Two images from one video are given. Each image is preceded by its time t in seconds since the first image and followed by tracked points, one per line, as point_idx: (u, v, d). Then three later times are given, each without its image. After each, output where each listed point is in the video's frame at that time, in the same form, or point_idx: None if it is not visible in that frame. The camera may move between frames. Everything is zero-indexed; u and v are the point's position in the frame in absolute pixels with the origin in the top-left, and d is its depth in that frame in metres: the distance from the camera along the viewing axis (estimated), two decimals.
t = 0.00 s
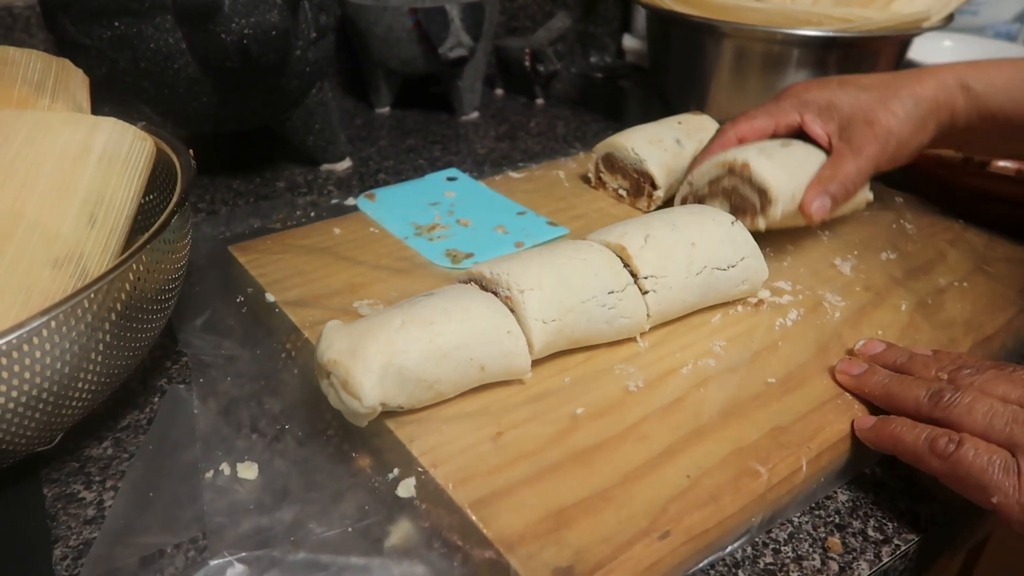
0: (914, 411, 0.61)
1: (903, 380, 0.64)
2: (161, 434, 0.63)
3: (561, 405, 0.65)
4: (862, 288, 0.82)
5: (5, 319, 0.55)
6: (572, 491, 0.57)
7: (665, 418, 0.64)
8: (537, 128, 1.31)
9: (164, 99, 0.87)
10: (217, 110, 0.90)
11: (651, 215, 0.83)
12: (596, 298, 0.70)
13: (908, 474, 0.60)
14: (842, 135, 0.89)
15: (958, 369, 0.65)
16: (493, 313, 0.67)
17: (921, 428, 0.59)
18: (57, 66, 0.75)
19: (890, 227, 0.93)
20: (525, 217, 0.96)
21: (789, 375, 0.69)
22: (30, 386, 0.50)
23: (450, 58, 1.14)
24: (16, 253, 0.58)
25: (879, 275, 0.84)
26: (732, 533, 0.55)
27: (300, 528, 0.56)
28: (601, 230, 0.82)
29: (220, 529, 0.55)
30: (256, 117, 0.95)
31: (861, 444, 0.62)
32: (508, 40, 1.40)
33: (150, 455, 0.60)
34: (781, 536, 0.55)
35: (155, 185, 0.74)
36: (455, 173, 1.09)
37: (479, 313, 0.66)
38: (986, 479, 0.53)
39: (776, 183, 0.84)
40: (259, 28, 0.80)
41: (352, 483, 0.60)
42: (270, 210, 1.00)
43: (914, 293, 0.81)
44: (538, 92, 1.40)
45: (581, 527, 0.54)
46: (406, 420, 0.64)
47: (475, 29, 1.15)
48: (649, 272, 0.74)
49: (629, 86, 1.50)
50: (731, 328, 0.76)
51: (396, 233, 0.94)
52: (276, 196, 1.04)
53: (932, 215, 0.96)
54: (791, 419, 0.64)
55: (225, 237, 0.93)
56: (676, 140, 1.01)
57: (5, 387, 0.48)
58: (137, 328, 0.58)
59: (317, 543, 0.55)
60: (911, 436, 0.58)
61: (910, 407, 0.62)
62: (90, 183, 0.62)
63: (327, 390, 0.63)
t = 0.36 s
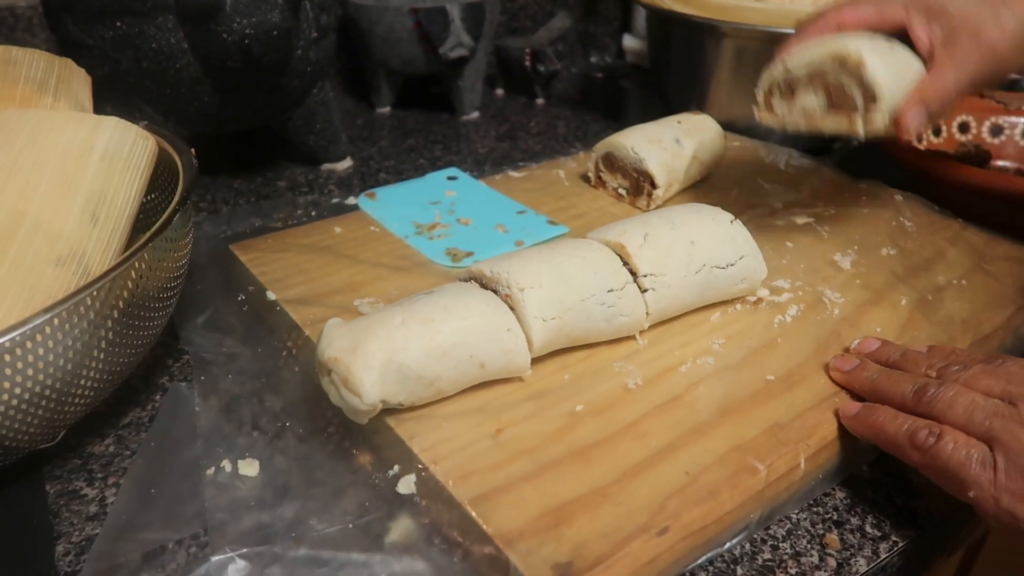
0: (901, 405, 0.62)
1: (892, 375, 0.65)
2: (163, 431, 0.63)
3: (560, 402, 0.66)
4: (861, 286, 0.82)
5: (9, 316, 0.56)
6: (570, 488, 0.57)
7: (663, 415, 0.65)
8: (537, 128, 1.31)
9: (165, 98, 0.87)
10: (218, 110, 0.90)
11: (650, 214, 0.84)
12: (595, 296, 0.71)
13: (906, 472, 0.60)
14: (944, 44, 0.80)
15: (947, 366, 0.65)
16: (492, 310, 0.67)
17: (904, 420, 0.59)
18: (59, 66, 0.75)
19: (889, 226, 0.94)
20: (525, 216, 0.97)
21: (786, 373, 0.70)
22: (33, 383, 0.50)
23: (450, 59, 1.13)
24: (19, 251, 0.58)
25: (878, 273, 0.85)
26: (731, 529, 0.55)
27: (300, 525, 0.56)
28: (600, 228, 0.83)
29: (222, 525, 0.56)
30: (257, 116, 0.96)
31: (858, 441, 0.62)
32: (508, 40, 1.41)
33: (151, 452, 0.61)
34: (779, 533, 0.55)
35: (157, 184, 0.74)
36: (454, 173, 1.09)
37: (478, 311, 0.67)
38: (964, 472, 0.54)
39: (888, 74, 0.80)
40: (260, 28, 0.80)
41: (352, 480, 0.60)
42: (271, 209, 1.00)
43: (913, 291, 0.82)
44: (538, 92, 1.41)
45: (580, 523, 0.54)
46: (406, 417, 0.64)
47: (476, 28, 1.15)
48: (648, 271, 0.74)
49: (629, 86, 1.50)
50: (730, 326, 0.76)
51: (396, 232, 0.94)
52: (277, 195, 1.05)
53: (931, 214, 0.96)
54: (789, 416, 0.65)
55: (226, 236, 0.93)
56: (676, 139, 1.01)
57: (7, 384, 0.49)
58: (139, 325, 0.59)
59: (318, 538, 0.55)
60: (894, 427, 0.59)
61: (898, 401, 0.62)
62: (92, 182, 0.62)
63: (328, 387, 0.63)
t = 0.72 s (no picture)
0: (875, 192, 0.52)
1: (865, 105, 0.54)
2: (160, 429, 0.63)
3: (557, 400, 0.66)
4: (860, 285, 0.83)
5: (7, 315, 0.56)
6: (567, 486, 0.57)
7: (660, 413, 0.65)
8: (536, 128, 1.31)
9: (164, 97, 0.87)
10: (217, 109, 0.90)
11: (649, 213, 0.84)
12: (593, 295, 0.71)
13: (903, 470, 0.60)
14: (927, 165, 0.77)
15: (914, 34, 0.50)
16: (489, 309, 0.67)
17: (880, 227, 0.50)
18: (58, 65, 0.75)
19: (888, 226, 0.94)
20: (523, 216, 0.97)
21: (784, 372, 0.70)
22: (30, 381, 0.50)
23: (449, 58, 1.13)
24: (17, 250, 0.58)
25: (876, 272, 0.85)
26: (728, 528, 0.55)
27: (297, 523, 0.56)
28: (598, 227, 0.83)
29: (220, 523, 0.56)
30: (256, 116, 0.96)
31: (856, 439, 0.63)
32: (508, 40, 1.41)
33: (149, 450, 0.61)
34: (777, 531, 0.55)
35: (156, 184, 0.75)
36: (452, 172, 1.09)
37: (475, 309, 0.67)
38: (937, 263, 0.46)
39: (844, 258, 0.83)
40: (259, 27, 0.80)
41: (350, 478, 0.60)
42: (270, 208, 1.00)
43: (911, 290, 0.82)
44: (537, 92, 1.41)
45: (578, 521, 0.54)
46: (404, 415, 0.64)
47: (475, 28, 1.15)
48: (646, 269, 0.74)
49: (628, 85, 1.50)
50: (728, 325, 0.76)
51: (395, 231, 0.94)
52: (276, 194, 1.05)
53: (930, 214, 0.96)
54: (788, 414, 0.65)
55: (225, 235, 0.93)
56: (674, 139, 1.01)
57: (5, 383, 0.49)
58: (137, 323, 0.59)
59: (315, 536, 0.55)
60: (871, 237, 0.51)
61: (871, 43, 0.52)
62: (90, 181, 0.62)
63: (325, 385, 0.63)
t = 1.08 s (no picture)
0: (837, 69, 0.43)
1: None
2: (155, 430, 0.63)
3: (552, 400, 0.66)
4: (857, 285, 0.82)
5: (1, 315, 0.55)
6: (562, 487, 0.57)
7: (656, 414, 0.64)
8: (534, 128, 1.31)
9: (161, 97, 0.87)
10: (213, 108, 0.90)
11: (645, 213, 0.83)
12: (588, 295, 0.70)
13: (899, 471, 0.60)
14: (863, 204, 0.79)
15: None
16: (484, 309, 0.67)
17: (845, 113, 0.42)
18: (54, 65, 0.75)
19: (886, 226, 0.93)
20: (520, 216, 0.96)
21: (781, 372, 0.70)
22: (24, 381, 0.50)
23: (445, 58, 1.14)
24: (10, 250, 0.58)
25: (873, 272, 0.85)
26: (724, 529, 0.55)
27: (291, 524, 0.56)
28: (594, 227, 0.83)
29: (214, 524, 0.55)
30: (252, 116, 0.95)
31: (852, 440, 0.62)
32: (506, 40, 1.41)
33: (144, 450, 0.60)
34: (773, 531, 0.55)
35: (151, 184, 0.74)
36: (449, 172, 1.08)
37: (470, 309, 0.66)
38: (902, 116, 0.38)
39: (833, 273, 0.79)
40: (255, 27, 0.80)
41: (345, 479, 0.60)
42: (267, 208, 1.00)
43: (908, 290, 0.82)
44: (535, 91, 1.41)
45: (573, 522, 0.54)
46: (399, 416, 0.64)
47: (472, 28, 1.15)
48: (642, 269, 0.74)
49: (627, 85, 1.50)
50: (725, 326, 0.76)
51: (392, 231, 0.94)
52: (273, 194, 1.05)
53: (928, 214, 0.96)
54: (784, 415, 0.64)
55: (222, 235, 0.93)
56: (671, 139, 1.01)
57: None
58: (131, 324, 0.59)
59: (309, 537, 0.55)
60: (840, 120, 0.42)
61: None
62: (86, 181, 0.62)
63: (320, 386, 0.63)
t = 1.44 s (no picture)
0: None
1: None
2: (149, 431, 0.62)
3: (549, 400, 0.65)
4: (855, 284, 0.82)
5: None
6: (559, 487, 0.56)
7: (653, 414, 0.64)
8: (532, 127, 1.30)
9: (156, 96, 0.87)
10: (209, 107, 0.90)
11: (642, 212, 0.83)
12: (585, 294, 0.70)
13: (897, 472, 0.60)
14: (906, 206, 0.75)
15: None
16: (479, 308, 0.67)
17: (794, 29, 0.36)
18: (47, 64, 0.74)
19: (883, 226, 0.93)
20: (517, 216, 0.96)
21: (779, 372, 0.69)
22: (14, 383, 0.50)
23: (443, 57, 1.15)
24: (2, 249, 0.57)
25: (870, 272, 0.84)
26: (721, 529, 0.55)
27: (285, 526, 0.56)
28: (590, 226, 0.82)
29: (208, 525, 0.55)
30: (248, 115, 0.95)
31: (849, 440, 0.62)
32: (504, 40, 1.40)
33: (137, 451, 0.60)
34: (770, 533, 0.55)
35: (146, 183, 0.74)
36: (446, 172, 1.08)
37: (466, 309, 0.66)
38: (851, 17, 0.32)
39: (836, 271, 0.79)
40: (251, 25, 0.79)
41: (339, 480, 0.59)
42: (263, 208, 0.99)
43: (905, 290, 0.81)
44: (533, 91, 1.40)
45: (569, 523, 0.54)
46: (394, 417, 0.64)
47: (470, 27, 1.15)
48: (639, 269, 0.74)
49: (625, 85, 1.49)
50: (722, 326, 0.76)
51: (388, 230, 0.93)
52: (269, 194, 1.04)
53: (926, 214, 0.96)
54: (781, 415, 0.64)
55: (218, 235, 0.92)
56: (669, 138, 1.00)
57: None
58: (124, 324, 0.58)
59: (303, 538, 0.55)
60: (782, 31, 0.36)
61: None
62: (78, 180, 0.62)
63: (315, 386, 0.62)
